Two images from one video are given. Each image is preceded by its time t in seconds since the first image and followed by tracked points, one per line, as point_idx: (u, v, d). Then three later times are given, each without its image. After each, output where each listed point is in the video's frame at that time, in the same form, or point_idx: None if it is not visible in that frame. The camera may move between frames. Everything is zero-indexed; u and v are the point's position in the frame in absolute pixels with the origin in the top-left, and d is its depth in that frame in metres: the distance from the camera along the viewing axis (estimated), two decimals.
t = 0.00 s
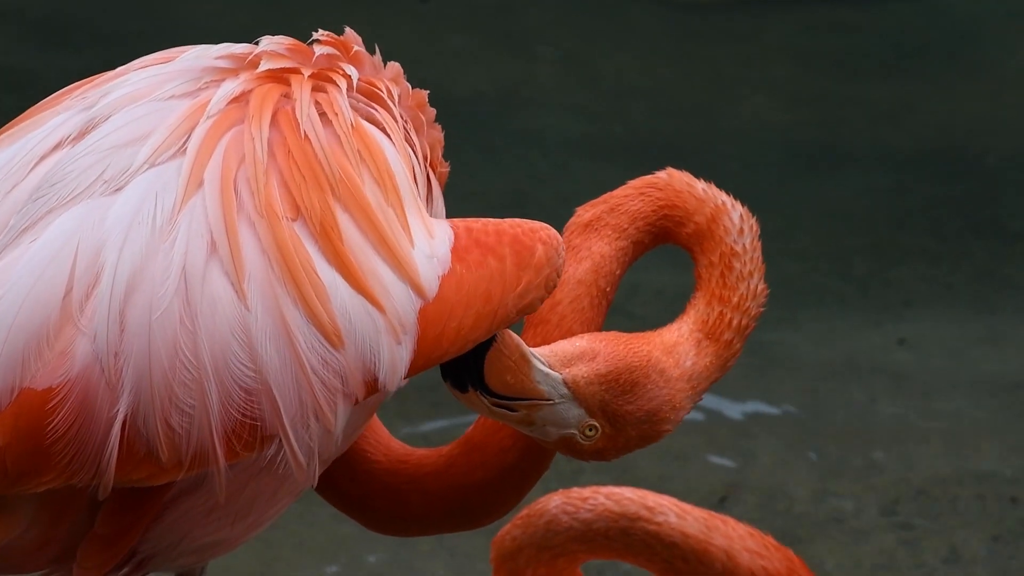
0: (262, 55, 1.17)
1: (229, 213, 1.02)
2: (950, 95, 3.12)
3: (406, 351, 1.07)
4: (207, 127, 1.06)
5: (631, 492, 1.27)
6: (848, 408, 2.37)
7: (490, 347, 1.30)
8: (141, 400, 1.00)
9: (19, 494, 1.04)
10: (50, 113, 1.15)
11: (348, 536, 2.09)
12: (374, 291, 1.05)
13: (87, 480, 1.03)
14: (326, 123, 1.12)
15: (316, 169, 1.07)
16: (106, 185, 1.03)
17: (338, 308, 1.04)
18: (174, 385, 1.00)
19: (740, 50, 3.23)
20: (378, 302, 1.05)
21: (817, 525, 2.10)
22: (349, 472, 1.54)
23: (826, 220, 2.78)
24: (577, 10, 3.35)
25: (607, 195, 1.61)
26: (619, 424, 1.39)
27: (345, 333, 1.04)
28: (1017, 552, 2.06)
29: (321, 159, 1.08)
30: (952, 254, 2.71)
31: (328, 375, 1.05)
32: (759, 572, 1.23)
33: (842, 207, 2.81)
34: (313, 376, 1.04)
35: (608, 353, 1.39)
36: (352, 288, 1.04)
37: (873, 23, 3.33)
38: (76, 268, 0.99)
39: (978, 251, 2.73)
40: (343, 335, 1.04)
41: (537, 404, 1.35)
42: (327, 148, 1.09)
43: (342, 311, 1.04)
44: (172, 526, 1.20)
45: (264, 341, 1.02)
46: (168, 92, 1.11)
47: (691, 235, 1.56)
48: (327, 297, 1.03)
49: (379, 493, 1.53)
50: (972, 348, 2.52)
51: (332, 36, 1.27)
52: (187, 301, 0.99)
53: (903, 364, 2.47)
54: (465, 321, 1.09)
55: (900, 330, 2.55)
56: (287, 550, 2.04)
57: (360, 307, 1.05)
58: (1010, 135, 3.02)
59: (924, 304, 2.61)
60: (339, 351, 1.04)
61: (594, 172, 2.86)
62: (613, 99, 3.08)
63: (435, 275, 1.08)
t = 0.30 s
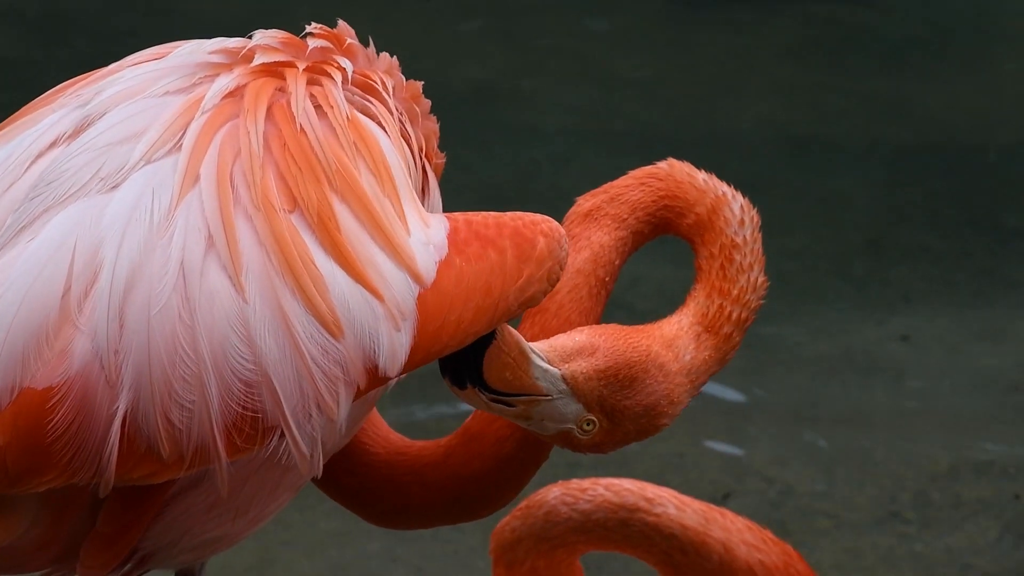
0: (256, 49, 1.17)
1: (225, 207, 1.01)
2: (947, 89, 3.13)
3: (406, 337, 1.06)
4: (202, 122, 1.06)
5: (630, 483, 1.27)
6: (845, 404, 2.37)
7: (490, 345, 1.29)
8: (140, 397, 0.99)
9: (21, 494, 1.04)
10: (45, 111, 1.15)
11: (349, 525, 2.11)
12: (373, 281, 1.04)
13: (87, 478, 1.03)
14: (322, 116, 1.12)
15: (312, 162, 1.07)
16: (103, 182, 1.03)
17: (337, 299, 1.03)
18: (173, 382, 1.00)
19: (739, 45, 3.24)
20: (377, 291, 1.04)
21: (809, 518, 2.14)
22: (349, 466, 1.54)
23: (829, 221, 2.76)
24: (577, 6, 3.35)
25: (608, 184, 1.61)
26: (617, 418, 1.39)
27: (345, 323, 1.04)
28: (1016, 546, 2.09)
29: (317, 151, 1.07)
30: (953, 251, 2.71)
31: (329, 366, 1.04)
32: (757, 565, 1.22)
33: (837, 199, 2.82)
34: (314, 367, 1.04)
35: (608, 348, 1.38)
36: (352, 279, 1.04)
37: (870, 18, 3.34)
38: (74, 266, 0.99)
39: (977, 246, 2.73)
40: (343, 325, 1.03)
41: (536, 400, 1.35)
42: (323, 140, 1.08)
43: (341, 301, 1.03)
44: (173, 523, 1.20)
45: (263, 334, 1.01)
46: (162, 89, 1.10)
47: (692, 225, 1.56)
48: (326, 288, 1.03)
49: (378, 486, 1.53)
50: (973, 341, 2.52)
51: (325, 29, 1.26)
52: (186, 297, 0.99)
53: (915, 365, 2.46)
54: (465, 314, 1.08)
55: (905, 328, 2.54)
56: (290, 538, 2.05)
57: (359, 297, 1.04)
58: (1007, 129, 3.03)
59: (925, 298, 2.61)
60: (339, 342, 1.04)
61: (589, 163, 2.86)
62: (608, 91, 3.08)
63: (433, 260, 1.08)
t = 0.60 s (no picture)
0: (251, 48, 1.17)
1: (223, 207, 1.01)
2: (946, 88, 3.11)
3: (407, 332, 1.06)
4: (198, 122, 1.06)
5: (631, 478, 1.27)
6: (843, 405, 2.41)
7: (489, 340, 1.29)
8: (141, 399, 0.99)
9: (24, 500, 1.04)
10: (41, 114, 1.15)
11: (354, 519, 2.12)
12: (373, 276, 1.04)
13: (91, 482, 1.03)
14: (318, 113, 1.11)
15: (310, 160, 1.06)
16: (100, 185, 1.03)
17: (337, 295, 1.03)
18: (175, 383, 1.00)
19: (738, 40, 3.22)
20: (377, 286, 1.04)
21: (808, 518, 2.16)
22: (351, 461, 1.54)
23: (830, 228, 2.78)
24: None
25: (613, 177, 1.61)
26: (617, 417, 1.39)
27: (346, 320, 1.03)
28: (1015, 545, 2.11)
29: (314, 148, 1.07)
30: (954, 255, 2.75)
31: (331, 363, 1.04)
32: (758, 560, 1.21)
33: (836, 196, 2.85)
34: (316, 364, 1.04)
35: (608, 346, 1.39)
36: (351, 275, 1.04)
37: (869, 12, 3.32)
38: (74, 269, 0.99)
39: (978, 250, 2.78)
40: (344, 322, 1.03)
41: (536, 396, 1.34)
42: (320, 137, 1.08)
43: (342, 297, 1.03)
44: (177, 524, 1.20)
45: (264, 334, 1.01)
46: (157, 90, 1.10)
47: (696, 220, 1.55)
48: (326, 284, 1.02)
49: (380, 481, 1.54)
50: (971, 340, 2.58)
51: (320, 27, 1.26)
52: (186, 298, 0.99)
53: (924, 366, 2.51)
54: (465, 310, 1.08)
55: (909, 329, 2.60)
56: (295, 535, 2.07)
57: (359, 293, 1.04)
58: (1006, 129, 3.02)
59: (924, 301, 2.66)
60: (340, 338, 1.04)
61: (588, 166, 2.88)
62: (606, 90, 3.07)
63: (430, 255, 1.08)
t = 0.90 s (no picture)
0: (248, 45, 1.17)
1: (223, 207, 1.01)
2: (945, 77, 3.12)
3: (407, 331, 1.06)
4: (195, 121, 1.06)
5: (632, 470, 1.28)
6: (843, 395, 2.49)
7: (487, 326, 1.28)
8: (143, 401, 0.99)
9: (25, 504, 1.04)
10: (38, 114, 1.15)
11: (359, 518, 2.13)
12: (373, 275, 1.04)
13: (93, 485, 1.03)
14: (316, 109, 1.11)
15: (309, 158, 1.06)
16: (99, 186, 1.03)
17: (337, 294, 1.03)
18: (177, 385, 1.00)
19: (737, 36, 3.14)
20: (377, 285, 1.04)
21: (811, 513, 2.17)
22: (350, 456, 1.54)
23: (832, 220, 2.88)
24: None
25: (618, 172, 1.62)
26: (616, 407, 1.39)
27: (346, 319, 1.03)
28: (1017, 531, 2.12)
29: (313, 145, 1.07)
30: (949, 253, 2.82)
31: (331, 363, 1.04)
32: (757, 552, 1.22)
33: (836, 196, 2.92)
34: (316, 364, 1.04)
35: (607, 334, 1.39)
36: (351, 274, 1.04)
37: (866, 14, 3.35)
38: (74, 272, 0.99)
39: (976, 246, 2.84)
40: (344, 322, 1.03)
41: (534, 382, 1.34)
42: (319, 134, 1.08)
43: (342, 297, 1.03)
44: (178, 523, 1.20)
45: (264, 334, 1.01)
46: (154, 88, 1.10)
47: (700, 215, 1.55)
48: (326, 284, 1.02)
49: (380, 475, 1.53)
50: (971, 338, 2.65)
51: (316, 23, 1.26)
52: (187, 300, 0.99)
53: (929, 361, 2.58)
54: (464, 307, 1.08)
55: (914, 329, 2.68)
56: (299, 534, 2.07)
57: (359, 293, 1.04)
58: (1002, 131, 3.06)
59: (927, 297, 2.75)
60: (341, 337, 1.04)
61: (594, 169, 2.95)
62: (604, 89, 3.08)
63: (429, 253, 1.08)
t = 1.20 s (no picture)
0: (247, 38, 1.16)
1: (223, 203, 1.01)
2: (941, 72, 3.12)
3: (408, 327, 1.06)
4: (195, 117, 1.06)
5: (640, 458, 1.27)
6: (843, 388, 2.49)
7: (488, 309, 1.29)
8: (145, 399, 0.99)
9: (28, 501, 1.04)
10: (38, 109, 1.14)
11: (359, 508, 2.14)
12: (373, 271, 1.04)
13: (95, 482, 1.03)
14: (316, 103, 1.11)
15: (309, 153, 1.06)
16: (100, 182, 1.03)
17: (337, 290, 1.03)
18: (178, 381, 1.00)
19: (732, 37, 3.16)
20: (377, 280, 1.04)
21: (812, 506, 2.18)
22: (353, 448, 1.54)
23: (826, 209, 2.88)
24: None
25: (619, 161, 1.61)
26: (620, 393, 1.39)
27: (346, 315, 1.03)
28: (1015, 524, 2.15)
29: (313, 140, 1.07)
30: (946, 242, 2.84)
31: (332, 359, 1.04)
32: (764, 541, 1.21)
33: (833, 188, 2.91)
34: (317, 360, 1.04)
35: (611, 321, 1.39)
36: (351, 270, 1.04)
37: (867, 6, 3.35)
38: (75, 270, 0.99)
39: (974, 238, 2.84)
40: (344, 317, 1.03)
41: (536, 367, 1.34)
42: (319, 129, 1.08)
43: (342, 293, 1.03)
44: (180, 518, 1.20)
45: (265, 331, 1.01)
46: (153, 83, 1.10)
47: (702, 203, 1.55)
48: (326, 280, 1.02)
49: (381, 464, 1.54)
50: (971, 333, 2.65)
51: (314, 15, 1.25)
52: (188, 297, 0.99)
53: (928, 351, 2.59)
54: (465, 304, 1.08)
55: (919, 321, 2.67)
56: (299, 525, 2.08)
57: (359, 289, 1.04)
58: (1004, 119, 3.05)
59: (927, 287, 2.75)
60: (342, 333, 1.04)
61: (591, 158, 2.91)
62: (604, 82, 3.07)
63: (430, 248, 1.08)
